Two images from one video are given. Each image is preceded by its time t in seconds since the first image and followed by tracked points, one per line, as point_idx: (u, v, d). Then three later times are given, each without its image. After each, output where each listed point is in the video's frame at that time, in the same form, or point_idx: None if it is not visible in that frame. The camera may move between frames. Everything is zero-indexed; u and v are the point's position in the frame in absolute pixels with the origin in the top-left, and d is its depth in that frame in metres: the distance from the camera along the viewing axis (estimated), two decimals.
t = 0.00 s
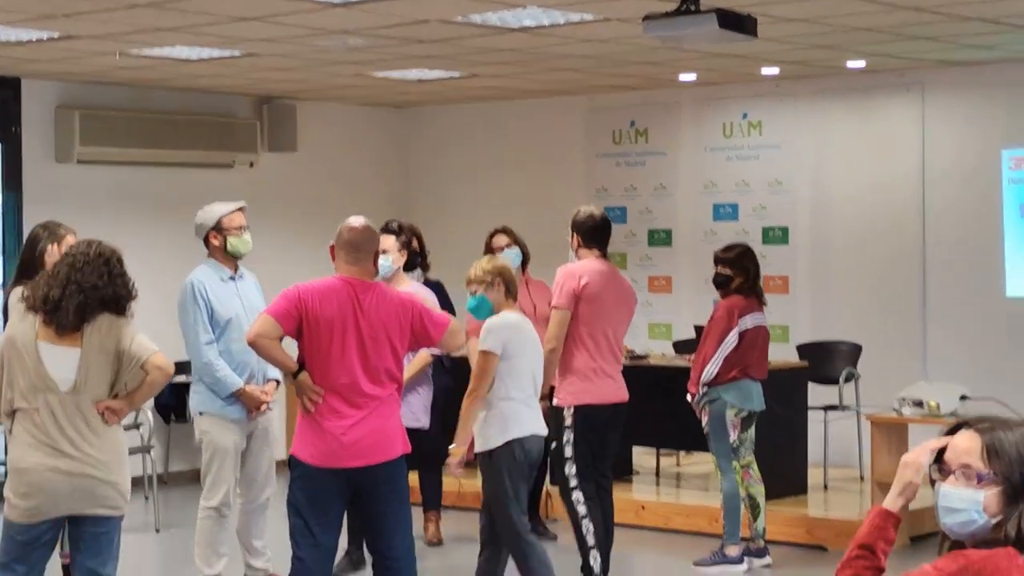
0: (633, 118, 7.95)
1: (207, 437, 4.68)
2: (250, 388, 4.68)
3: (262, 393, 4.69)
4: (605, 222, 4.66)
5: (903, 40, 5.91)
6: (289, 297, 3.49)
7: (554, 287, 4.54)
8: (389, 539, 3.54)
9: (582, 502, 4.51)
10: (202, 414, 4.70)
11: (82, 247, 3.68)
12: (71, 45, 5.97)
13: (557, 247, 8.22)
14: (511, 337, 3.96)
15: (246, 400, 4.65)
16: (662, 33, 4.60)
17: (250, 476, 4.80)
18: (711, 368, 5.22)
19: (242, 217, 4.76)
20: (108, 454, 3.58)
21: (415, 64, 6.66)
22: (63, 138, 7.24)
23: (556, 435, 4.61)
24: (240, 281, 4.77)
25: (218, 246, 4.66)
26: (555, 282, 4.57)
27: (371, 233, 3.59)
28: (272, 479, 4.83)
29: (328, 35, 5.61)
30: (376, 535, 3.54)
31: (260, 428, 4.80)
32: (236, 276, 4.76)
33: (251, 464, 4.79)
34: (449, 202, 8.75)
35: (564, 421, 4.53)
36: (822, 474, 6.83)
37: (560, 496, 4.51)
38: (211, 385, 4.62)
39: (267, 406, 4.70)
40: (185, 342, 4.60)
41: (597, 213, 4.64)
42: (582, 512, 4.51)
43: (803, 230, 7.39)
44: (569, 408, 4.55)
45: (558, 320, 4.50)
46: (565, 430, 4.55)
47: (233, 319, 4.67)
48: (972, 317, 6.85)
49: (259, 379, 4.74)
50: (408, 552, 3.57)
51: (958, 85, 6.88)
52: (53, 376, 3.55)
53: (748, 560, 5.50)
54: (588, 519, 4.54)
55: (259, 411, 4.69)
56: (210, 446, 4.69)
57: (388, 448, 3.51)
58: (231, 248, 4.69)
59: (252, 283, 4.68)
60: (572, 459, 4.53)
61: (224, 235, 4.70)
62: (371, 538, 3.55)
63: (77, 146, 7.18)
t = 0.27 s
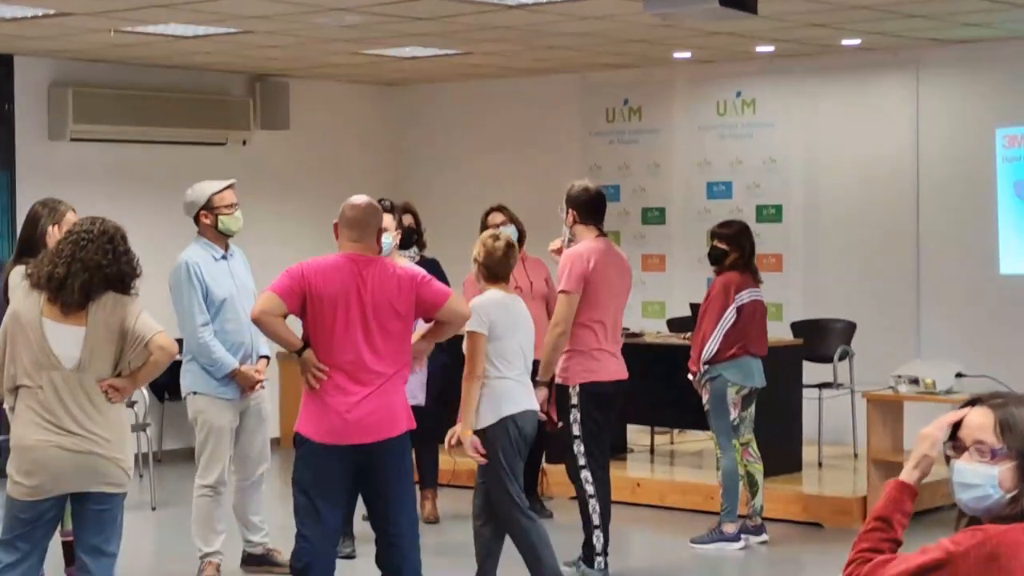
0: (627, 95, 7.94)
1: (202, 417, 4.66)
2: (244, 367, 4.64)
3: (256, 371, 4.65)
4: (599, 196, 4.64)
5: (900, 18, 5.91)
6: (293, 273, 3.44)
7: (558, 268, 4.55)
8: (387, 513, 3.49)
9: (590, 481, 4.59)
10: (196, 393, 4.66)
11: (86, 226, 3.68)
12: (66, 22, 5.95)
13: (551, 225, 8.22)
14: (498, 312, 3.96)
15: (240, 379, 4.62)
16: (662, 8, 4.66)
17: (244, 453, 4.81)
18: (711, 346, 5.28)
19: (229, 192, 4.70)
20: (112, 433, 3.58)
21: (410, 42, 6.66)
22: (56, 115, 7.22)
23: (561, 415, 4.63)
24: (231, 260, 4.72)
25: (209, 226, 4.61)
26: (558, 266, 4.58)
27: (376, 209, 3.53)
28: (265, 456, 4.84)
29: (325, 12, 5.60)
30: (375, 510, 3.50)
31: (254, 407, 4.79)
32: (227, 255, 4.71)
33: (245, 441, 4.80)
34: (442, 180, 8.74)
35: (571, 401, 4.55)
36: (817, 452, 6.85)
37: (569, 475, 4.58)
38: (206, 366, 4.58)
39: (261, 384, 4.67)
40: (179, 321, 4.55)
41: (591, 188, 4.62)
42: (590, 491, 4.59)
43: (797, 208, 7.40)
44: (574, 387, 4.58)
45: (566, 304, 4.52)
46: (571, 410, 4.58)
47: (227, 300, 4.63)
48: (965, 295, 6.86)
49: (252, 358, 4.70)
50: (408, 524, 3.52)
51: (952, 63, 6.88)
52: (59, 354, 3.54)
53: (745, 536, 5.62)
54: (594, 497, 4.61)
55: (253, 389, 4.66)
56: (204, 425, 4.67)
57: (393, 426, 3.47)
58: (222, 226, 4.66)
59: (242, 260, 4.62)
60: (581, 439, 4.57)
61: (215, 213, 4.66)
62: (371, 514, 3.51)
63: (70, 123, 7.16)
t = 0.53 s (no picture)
0: (625, 73, 7.92)
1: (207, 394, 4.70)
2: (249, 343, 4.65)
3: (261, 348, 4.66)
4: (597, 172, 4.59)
5: None
6: (308, 253, 3.47)
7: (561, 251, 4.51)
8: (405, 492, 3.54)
9: (594, 462, 4.59)
10: (203, 370, 4.69)
11: (93, 204, 3.66)
12: None
13: (549, 203, 8.20)
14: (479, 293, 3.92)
15: (246, 357, 4.63)
16: None
17: (249, 431, 4.83)
18: (716, 324, 5.30)
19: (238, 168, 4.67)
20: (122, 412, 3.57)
21: (409, 19, 6.61)
22: (53, 92, 7.17)
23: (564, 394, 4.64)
24: (237, 236, 4.71)
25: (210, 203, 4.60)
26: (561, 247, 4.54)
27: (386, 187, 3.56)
28: (270, 434, 4.86)
29: None
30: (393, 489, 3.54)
31: (259, 386, 4.79)
32: (232, 231, 4.70)
33: (250, 418, 4.81)
34: (439, 157, 8.71)
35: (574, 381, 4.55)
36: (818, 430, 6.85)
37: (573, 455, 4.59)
38: (211, 343, 4.59)
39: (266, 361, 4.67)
40: (184, 297, 4.56)
41: (588, 165, 4.58)
42: (593, 471, 4.59)
43: (797, 185, 7.38)
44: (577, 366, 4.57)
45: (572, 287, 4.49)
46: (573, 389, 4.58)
47: (233, 276, 4.62)
48: (965, 273, 6.85)
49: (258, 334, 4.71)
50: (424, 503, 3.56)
51: (953, 40, 6.87)
52: (68, 332, 3.52)
53: (749, 514, 5.66)
54: (598, 477, 4.62)
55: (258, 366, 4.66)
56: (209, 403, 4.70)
57: (410, 403, 3.50)
58: (225, 203, 4.61)
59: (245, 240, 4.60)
60: (584, 418, 4.58)
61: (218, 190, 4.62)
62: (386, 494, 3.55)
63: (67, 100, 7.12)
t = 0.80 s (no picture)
0: (625, 53, 7.91)
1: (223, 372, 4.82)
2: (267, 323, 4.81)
3: (279, 329, 4.82)
4: (609, 154, 4.57)
5: None
6: (339, 233, 3.48)
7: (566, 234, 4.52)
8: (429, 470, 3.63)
9: (600, 443, 4.60)
10: (220, 348, 4.83)
11: (105, 183, 3.63)
12: None
13: (549, 183, 8.19)
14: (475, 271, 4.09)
15: (262, 335, 4.78)
16: None
17: (263, 412, 4.95)
18: (726, 304, 5.31)
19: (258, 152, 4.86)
20: (136, 394, 3.56)
21: None
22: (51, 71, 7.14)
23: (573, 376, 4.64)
24: (256, 217, 4.89)
25: (230, 181, 4.78)
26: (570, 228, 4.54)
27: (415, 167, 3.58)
28: (282, 418, 4.98)
29: None
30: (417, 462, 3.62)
31: (276, 364, 4.90)
32: (252, 213, 4.88)
33: (265, 400, 4.94)
34: (437, 138, 8.70)
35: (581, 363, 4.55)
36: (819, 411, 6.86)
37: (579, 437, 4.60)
38: (228, 321, 4.77)
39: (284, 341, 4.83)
40: (201, 276, 4.73)
41: (599, 147, 4.56)
42: (599, 453, 4.60)
43: (797, 166, 7.38)
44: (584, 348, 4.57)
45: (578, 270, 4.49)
46: (580, 371, 4.58)
47: (249, 255, 4.79)
48: (966, 254, 6.85)
49: (277, 314, 4.86)
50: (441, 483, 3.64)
51: (955, 21, 6.86)
52: (82, 314, 3.51)
53: (754, 496, 5.69)
54: (605, 460, 4.62)
55: (275, 346, 4.81)
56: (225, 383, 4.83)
57: (439, 386, 3.54)
58: (243, 182, 4.81)
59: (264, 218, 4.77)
60: (591, 399, 4.57)
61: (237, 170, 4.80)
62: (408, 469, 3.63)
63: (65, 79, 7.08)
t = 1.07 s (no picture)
0: (626, 34, 7.89)
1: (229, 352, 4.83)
2: (274, 304, 4.81)
3: (286, 311, 4.82)
4: (624, 135, 4.58)
5: None
6: (363, 212, 3.60)
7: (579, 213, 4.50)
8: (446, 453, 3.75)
9: (608, 424, 4.61)
10: (228, 328, 4.84)
11: (115, 163, 3.61)
12: None
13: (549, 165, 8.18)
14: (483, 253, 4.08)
15: (268, 315, 4.79)
16: None
17: (270, 392, 4.96)
18: (734, 286, 5.27)
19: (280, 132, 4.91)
20: (147, 376, 3.56)
21: None
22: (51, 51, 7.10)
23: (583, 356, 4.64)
24: (275, 198, 4.92)
25: (253, 161, 4.82)
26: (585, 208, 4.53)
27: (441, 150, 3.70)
28: (289, 399, 4.99)
29: None
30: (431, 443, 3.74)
31: (285, 346, 4.92)
32: (272, 194, 4.91)
33: (272, 380, 4.95)
34: (437, 118, 8.69)
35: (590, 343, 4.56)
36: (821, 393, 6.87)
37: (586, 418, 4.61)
38: (235, 299, 4.78)
39: (290, 324, 4.83)
40: (212, 252, 4.76)
41: (614, 127, 4.57)
42: (607, 434, 4.61)
43: (798, 147, 7.38)
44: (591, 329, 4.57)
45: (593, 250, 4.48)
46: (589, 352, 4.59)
47: (262, 236, 4.81)
48: (967, 236, 6.87)
49: (285, 297, 4.87)
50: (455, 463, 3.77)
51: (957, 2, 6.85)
52: (95, 296, 3.49)
53: (758, 477, 5.70)
54: (613, 442, 4.62)
55: (281, 328, 4.82)
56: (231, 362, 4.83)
57: (456, 367, 3.65)
58: (266, 162, 4.84)
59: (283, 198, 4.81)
60: (599, 380, 4.58)
61: (258, 150, 4.85)
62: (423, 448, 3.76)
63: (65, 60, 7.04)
